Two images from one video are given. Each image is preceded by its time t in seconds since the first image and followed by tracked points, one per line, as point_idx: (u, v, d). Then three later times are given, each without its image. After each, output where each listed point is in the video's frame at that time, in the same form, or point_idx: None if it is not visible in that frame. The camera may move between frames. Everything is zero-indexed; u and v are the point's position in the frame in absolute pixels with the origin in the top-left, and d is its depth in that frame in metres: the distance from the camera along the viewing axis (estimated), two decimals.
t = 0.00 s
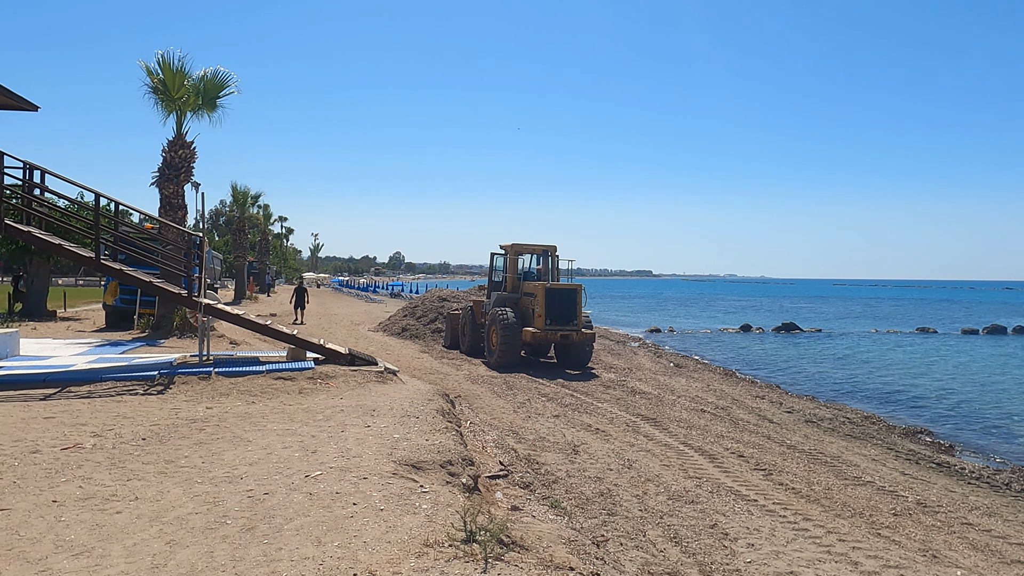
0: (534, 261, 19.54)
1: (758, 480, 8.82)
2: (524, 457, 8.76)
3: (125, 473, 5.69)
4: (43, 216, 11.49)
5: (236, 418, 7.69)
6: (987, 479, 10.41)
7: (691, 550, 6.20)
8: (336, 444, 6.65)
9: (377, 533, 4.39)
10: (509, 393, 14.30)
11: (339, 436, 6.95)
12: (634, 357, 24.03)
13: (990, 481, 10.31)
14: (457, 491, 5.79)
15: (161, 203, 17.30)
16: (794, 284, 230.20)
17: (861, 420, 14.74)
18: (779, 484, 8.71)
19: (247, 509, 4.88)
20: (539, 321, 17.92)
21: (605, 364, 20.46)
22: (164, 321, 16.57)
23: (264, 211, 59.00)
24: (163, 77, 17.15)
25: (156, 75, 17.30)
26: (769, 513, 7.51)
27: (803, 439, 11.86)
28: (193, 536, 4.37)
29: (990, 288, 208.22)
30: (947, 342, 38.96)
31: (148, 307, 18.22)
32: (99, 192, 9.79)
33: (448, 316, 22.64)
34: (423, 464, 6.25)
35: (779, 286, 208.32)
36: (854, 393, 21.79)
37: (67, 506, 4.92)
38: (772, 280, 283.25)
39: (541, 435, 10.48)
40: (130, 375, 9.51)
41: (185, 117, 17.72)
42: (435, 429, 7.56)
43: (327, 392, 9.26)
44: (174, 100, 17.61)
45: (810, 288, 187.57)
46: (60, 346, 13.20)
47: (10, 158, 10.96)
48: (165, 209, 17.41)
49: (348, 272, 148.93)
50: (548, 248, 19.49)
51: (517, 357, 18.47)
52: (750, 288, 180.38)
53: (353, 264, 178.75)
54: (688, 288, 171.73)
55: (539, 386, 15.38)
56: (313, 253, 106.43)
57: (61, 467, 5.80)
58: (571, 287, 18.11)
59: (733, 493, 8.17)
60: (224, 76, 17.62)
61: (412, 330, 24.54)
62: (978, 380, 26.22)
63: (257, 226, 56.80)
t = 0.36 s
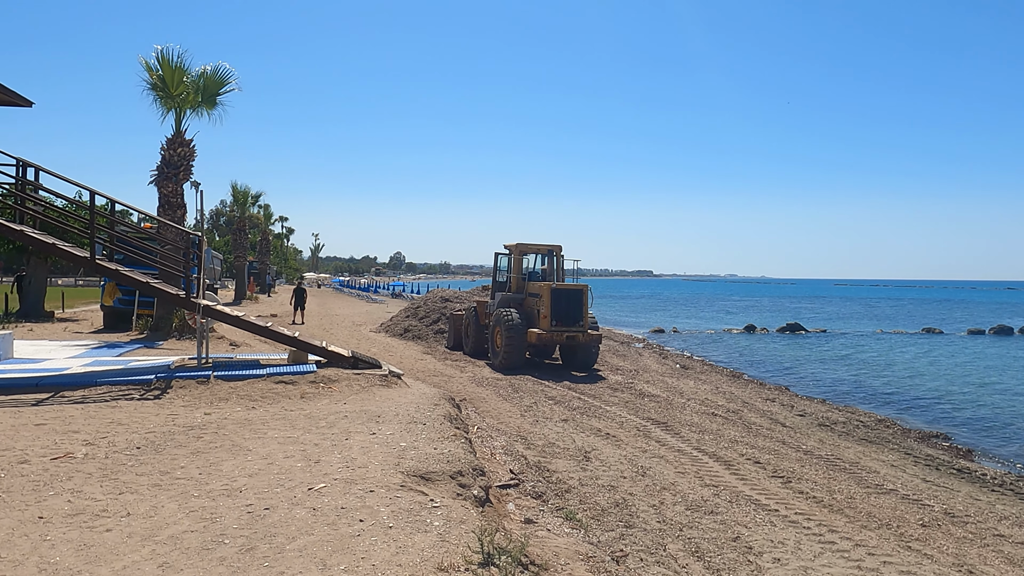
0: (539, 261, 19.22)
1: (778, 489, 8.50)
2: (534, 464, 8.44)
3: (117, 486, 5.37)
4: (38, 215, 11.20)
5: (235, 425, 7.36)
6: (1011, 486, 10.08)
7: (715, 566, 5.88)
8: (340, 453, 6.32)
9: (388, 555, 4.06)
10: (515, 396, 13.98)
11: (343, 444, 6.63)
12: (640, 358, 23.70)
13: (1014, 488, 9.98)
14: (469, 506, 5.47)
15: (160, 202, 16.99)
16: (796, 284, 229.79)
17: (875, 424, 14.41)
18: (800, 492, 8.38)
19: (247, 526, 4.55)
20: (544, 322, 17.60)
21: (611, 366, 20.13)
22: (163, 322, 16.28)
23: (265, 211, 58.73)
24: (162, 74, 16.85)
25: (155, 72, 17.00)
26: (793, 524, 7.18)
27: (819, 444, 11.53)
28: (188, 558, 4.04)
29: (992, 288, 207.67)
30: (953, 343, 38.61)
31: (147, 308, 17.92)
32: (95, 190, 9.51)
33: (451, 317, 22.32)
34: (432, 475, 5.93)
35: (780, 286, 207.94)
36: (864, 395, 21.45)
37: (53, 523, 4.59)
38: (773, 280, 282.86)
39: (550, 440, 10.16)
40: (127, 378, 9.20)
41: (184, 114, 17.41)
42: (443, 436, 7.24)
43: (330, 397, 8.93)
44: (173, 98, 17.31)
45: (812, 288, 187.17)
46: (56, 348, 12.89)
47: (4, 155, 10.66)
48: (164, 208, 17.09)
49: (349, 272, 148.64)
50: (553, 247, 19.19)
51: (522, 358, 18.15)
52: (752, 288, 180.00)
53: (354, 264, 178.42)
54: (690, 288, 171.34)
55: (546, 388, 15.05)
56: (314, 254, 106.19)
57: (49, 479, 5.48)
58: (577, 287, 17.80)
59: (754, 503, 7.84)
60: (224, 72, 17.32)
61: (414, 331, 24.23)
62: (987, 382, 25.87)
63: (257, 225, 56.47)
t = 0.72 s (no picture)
0: (541, 260, 18.87)
1: (796, 496, 8.15)
2: (541, 471, 8.09)
3: (98, 498, 5.01)
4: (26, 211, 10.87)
5: (228, 431, 7.01)
6: None
7: None
8: (338, 462, 5.97)
9: None
10: (518, 398, 13.63)
11: (341, 451, 6.28)
12: (643, 359, 23.35)
13: None
14: (474, 519, 5.12)
15: (155, 200, 16.64)
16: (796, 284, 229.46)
17: (887, 426, 14.07)
18: (817, 500, 8.03)
19: (234, 544, 4.20)
20: (547, 322, 17.26)
21: (615, 366, 19.79)
22: (158, 323, 15.96)
23: (264, 211, 58.40)
24: (157, 69, 16.52)
25: (150, 67, 16.67)
26: (814, 535, 6.83)
27: (832, 448, 11.18)
28: None
29: (994, 288, 207.24)
30: (958, 343, 38.25)
31: (142, 308, 17.58)
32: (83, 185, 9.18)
33: (452, 318, 21.97)
34: (435, 485, 5.59)
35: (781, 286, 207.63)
36: (871, 397, 21.10)
37: (25, 541, 4.24)
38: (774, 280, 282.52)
39: (556, 445, 9.81)
40: (117, 382, 8.85)
41: (180, 110, 17.06)
42: (446, 442, 6.89)
43: (328, 401, 8.58)
44: (169, 93, 16.97)
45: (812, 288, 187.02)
46: (47, 350, 12.56)
47: None
48: (160, 206, 16.74)
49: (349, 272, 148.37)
50: (556, 246, 18.85)
51: (525, 359, 17.81)
52: (752, 288, 179.66)
53: (354, 264, 178.14)
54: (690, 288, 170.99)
55: (549, 391, 14.70)
56: (313, 254, 105.97)
57: (26, 491, 5.13)
58: (581, 287, 17.45)
59: (771, 511, 7.49)
60: (220, 67, 16.98)
61: (414, 332, 23.88)
62: (995, 383, 25.51)
63: (256, 225, 56.22)
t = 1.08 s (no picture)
0: (543, 260, 18.54)
1: (813, 506, 7.81)
2: (547, 479, 7.75)
3: (76, 515, 4.67)
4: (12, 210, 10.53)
5: (219, 439, 6.67)
6: None
7: None
8: (333, 473, 5.63)
9: None
10: (521, 401, 13.29)
11: (337, 462, 5.94)
12: (646, 360, 23.01)
13: None
14: (479, 537, 4.79)
15: (149, 199, 16.28)
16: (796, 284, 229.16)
17: (898, 430, 13.74)
18: (836, 510, 7.69)
19: (220, 568, 3.86)
20: (550, 323, 16.92)
21: (618, 368, 19.45)
22: (152, 325, 15.61)
23: (262, 210, 58.01)
24: (151, 64, 16.17)
25: (144, 62, 16.32)
26: (836, 549, 6.50)
27: (845, 454, 10.84)
28: None
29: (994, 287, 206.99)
30: (962, 343, 37.91)
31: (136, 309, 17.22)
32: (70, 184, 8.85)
33: (452, 318, 21.62)
34: (437, 499, 5.25)
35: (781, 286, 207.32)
36: (878, 398, 20.76)
37: None
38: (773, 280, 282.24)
39: (561, 451, 9.48)
40: (106, 386, 8.51)
41: (175, 107, 16.71)
42: (448, 451, 6.55)
43: (324, 406, 8.23)
44: (163, 89, 16.62)
45: (812, 288, 186.76)
46: (36, 353, 12.20)
47: None
48: (154, 205, 16.39)
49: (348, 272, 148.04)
50: (558, 246, 18.52)
51: (527, 361, 17.46)
52: (752, 288, 179.34)
53: (353, 264, 177.84)
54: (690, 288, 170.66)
55: (552, 393, 14.36)
56: (312, 254, 105.58)
57: None
58: (584, 287, 17.12)
59: (789, 523, 7.15)
60: (216, 63, 16.63)
61: (414, 332, 23.54)
62: (1002, 384, 25.16)
63: (255, 225, 55.86)
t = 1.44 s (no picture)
0: (546, 259, 18.21)
1: (834, 514, 7.48)
2: (556, 487, 7.42)
3: (56, 532, 4.33)
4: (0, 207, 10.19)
5: (213, 446, 6.33)
6: None
7: None
8: (334, 484, 5.30)
9: None
10: (525, 404, 12.96)
11: (338, 472, 5.61)
12: (650, 361, 22.68)
13: None
14: (490, 554, 4.46)
15: (145, 197, 15.94)
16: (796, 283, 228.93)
17: (911, 432, 13.42)
18: (858, 519, 7.37)
19: None
20: (554, 323, 16.59)
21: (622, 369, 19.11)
22: (148, 325, 15.27)
23: (261, 210, 57.67)
24: (147, 59, 15.82)
25: (139, 57, 15.97)
26: (863, 562, 6.17)
27: (861, 458, 10.52)
28: None
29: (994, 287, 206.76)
30: (967, 343, 37.60)
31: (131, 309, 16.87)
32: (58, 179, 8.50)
33: (453, 318, 21.28)
34: (445, 512, 4.92)
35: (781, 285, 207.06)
36: (886, 399, 20.44)
37: None
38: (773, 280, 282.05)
39: (569, 456, 9.15)
40: (96, 390, 8.17)
41: (171, 103, 16.38)
42: (455, 459, 6.21)
43: (324, 411, 7.90)
44: (159, 85, 16.27)
45: (812, 288, 186.49)
46: (28, 354, 11.86)
47: None
48: (149, 203, 16.04)
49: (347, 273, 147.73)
50: (561, 245, 18.19)
51: (530, 362, 17.12)
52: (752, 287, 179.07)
53: (352, 264, 177.51)
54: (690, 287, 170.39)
55: (557, 395, 14.03)
56: (311, 253, 105.27)
57: None
58: (589, 287, 16.80)
59: (812, 533, 6.82)
60: (213, 58, 16.29)
61: (414, 333, 23.21)
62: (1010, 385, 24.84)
63: (254, 225, 55.52)
